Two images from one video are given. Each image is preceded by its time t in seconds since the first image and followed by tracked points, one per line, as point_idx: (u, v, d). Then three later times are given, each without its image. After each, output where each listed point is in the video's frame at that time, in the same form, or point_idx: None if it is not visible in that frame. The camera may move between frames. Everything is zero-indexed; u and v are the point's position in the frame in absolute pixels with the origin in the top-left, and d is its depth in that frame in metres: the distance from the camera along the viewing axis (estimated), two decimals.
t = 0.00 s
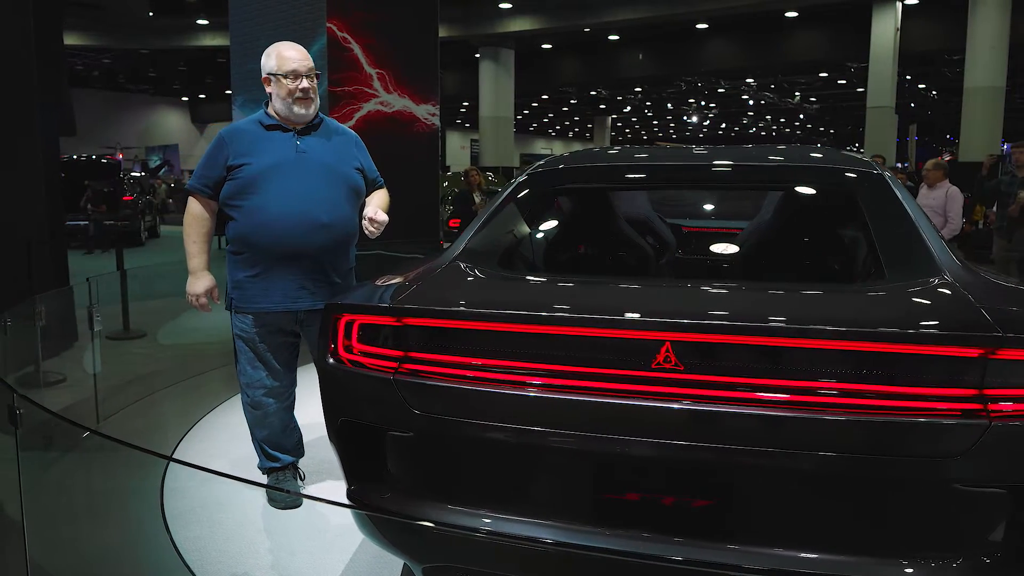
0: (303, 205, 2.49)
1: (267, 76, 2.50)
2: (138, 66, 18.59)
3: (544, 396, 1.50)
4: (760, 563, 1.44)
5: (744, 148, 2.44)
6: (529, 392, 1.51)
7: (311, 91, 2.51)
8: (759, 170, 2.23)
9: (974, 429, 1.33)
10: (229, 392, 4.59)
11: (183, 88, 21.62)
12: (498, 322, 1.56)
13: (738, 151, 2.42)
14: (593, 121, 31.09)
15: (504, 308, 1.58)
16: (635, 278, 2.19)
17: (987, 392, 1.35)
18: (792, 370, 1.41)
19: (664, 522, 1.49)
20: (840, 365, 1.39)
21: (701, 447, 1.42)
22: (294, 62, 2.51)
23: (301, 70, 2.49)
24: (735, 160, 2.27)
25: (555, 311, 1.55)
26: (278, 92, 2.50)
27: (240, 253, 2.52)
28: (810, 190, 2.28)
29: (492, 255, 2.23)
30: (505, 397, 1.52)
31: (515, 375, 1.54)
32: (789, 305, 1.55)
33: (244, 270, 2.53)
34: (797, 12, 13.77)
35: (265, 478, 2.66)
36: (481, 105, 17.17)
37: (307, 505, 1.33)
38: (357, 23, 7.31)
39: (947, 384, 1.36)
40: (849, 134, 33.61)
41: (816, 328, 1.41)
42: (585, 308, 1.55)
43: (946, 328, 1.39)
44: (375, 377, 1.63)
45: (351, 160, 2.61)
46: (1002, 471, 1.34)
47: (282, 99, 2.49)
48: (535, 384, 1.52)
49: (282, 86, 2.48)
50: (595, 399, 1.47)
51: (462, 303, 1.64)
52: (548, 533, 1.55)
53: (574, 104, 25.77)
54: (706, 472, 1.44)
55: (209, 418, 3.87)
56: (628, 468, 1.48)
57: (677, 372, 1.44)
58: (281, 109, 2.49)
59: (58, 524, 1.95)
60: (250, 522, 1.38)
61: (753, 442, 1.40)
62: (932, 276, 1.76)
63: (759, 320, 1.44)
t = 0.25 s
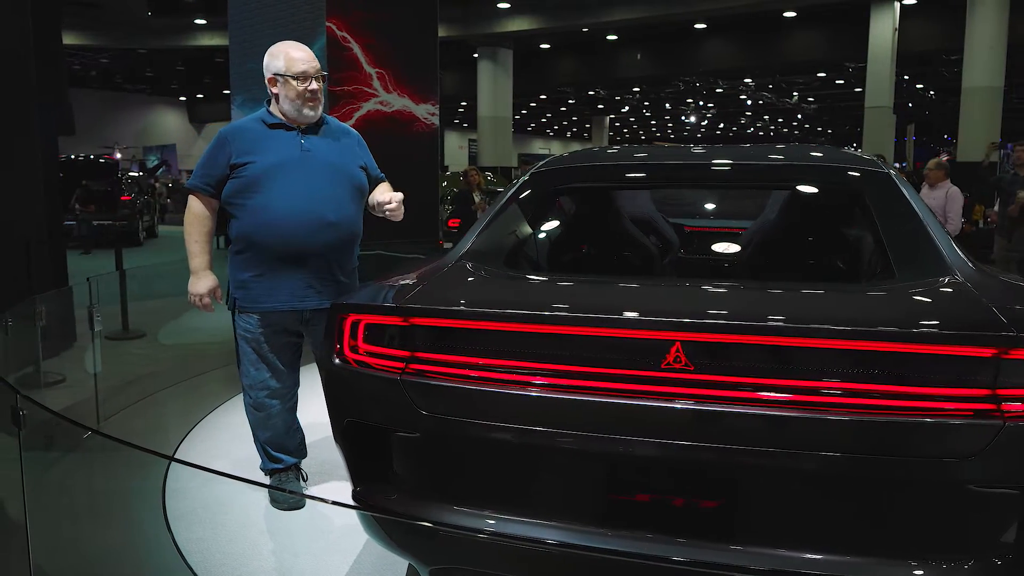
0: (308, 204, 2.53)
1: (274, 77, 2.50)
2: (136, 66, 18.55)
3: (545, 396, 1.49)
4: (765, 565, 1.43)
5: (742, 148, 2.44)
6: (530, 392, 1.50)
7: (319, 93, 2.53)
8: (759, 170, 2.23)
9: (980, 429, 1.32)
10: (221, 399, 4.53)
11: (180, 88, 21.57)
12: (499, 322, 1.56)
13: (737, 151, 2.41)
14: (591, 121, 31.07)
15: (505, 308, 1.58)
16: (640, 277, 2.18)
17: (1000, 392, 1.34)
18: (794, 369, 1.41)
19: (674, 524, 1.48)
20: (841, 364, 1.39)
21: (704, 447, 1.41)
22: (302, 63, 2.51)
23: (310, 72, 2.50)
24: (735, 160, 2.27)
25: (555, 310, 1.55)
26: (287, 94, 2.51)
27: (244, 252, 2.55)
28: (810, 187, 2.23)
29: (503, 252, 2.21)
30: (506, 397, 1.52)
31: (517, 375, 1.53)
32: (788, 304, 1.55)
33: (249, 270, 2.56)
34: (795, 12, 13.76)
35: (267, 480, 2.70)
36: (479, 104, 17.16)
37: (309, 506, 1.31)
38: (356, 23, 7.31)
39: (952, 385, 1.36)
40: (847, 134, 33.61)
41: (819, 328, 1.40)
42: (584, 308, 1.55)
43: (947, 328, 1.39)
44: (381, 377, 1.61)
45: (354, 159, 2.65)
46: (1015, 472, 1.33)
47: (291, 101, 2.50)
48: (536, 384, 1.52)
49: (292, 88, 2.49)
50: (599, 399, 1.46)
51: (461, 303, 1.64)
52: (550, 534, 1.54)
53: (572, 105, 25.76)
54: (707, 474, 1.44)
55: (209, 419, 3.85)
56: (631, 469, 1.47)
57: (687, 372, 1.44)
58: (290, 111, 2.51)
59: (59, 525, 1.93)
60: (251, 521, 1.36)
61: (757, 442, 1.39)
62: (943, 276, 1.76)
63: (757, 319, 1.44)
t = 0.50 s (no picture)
0: (313, 203, 2.56)
1: (268, 73, 2.58)
2: (134, 66, 18.52)
3: (552, 398, 1.49)
4: (771, 567, 1.42)
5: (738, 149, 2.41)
6: (533, 394, 1.50)
7: (308, 90, 2.57)
8: (760, 171, 2.20)
9: (986, 431, 1.32)
10: (218, 403, 4.53)
11: (178, 88, 21.53)
12: (499, 323, 1.55)
13: (735, 151, 2.39)
14: (590, 121, 31.06)
15: (506, 309, 1.58)
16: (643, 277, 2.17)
17: (1012, 394, 1.34)
18: (796, 370, 1.40)
19: (685, 527, 1.47)
20: (843, 364, 1.39)
21: (707, 449, 1.41)
22: (294, 60, 2.57)
23: (299, 69, 2.55)
24: (735, 160, 2.24)
25: (554, 311, 1.54)
26: (278, 90, 2.57)
27: (248, 251, 2.57)
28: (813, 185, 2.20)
29: (506, 254, 2.18)
30: (506, 398, 1.52)
31: (519, 376, 1.53)
32: (788, 305, 1.54)
33: (253, 269, 2.58)
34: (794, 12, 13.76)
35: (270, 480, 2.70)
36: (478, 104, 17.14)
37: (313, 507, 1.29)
38: (357, 23, 7.37)
39: (955, 386, 1.35)
40: (845, 134, 33.60)
41: (819, 329, 1.40)
42: (584, 308, 1.55)
43: (947, 329, 1.39)
44: (388, 379, 1.61)
45: (357, 158, 2.69)
46: None
47: (281, 97, 2.55)
48: (538, 385, 1.51)
49: (281, 83, 2.55)
50: (601, 401, 1.46)
51: (463, 303, 1.63)
52: (552, 536, 1.54)
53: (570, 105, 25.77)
54: (709, 478, 1.43)
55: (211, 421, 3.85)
56: (636, 471, 1.47)
57: (696, 373, 1.43)
58: (280, 107, 2.56)
59: (61, 526, 1.91)
60: (251, 522, 1.34)
61: (760, 443, 1.38)
62: (950, 277, 1.75)
63: (755, 320, 1.44)
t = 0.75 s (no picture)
0: (315, 204, 2.56)
1: (271, 73, 2.59)
2: (132, 66, 18.49)
3: (550, 398, 1.49)
4: (775, 568, 1.42)
5: (737, 149, 2.40)
6: (534, 394, 1.50)
7: (310, 88, 2.56)
8: (759, 171, 2.20)
9: (990, 432, 1.32)
10: (216, 405, 4.52)
11: (177, 88, 21.50)
12: (499, 323, 1.55)
13: (734, 151, 2.39)
14: (588, 121, 31.02)
15: (506, 309, 1.57)
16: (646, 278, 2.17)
17: (1018, 395, 1.34)
18: (798, 370, 1.40)
19: (692, 529, 1.47)
20: (844, 365, 1.39)
21: (709, 450, 1.41)
22: (296, 58, 2.57)
23: (301, 66, 2.54)
24: (735, 160, 2.24)
25: (550, 311, 1.54)
26: (281, 89, 2.57)
27: (250, 252, 2.58)
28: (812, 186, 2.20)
29: (509, 254, 2.17)
30: (508, 399, 1.52)
31: (519, 376, 1.53)
32: (788, 305, 1.54)
33: (255, 270, 2.59)
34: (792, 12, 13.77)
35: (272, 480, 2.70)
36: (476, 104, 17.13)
37: (316, 508, 1.28)
38: (357, 23, 7.41)
39: (955, 387, 1.36)
40: (843, 134, 33.59)
41: (820, 330, 1.40)
42: (582, 309, 1.54)
43: (946, 329, 1.39)
44: (394, 381, 1.61)
45: (361, 158, 2.68)
46: None
47: (284, 95, 2.56)
48: (539, 385, 1.51)
49: (283, 82, 2.55)
50: (602, 402, 1.46)
51: (463, 304, 1.64)
52: (553, 536, 1.54)
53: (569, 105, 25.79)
54: (713, 479, 1.43)
55: (213, 422, 3.85)
56: (639, 471, 1.47)
57: (703, 374, 1.43)
58: (284, 106, 2.57)
59: (63, 527, 1.90)
60: (255, 524, 1.32)
61: (762, 444, 1.38)
62: (954, 278, 1.75)
63: (753, 320, 1.44)
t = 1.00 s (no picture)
0: (317, 205, 2.57)
1: (276, 72, 2.58)
2: (130, 66, 18.47)
3: (554, 398, 1.49)
4: (778, 568, 1.43)
5: (738, 150, 2.40)
6: (537, 395, 1.51)
7: (316, 88, 2.57)
8: (760, 171, 2.20)
9: (993, 432, 1.33)
10: (215, 407, 4.51)
11: (175, 88, 21.47)
12: (501, 324, 1.56)
13: (735, 152, 2.39)
14: (586, 121, 30.99)
15: (508, 310, 1.58)
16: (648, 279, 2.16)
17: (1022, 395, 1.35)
18: (801, 371, 1.41)
19: (697, 529, 1.47)
20: (844, 365, 1.40)
21: (712, 451, 1.42)
22: (302, 58, 2.56)
23: (306, 67, 2.54)
24: (734, 160, 2.24)
25: (549, 312, 1.55)
26: (286, 89, 2.57)
27: (252, 253, 2.58)
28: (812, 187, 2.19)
29: (513, 256, 2.17)
30: (511, 398, 1.52)
31: (521, 376, 1.54)
32: (788, 305, 1.55)
33: (256, 271, 2.59)
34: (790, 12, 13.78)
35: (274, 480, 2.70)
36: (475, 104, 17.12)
37: (319, 510, 1.28)
38: (356, 23, 7.46)
39: (957, 388, 1.36)
40: (841, 134, 33.58)
41: (820, 330, 1.41)
42: (582, 310, 1.55)
43: (946, 329, 1.40)
44: (399, 382, 1.61)
45: (363, 159, 2.68)
46: None
47: (289, 95, 2.56)
48: (542, 385, 1.52)
49: (288, 81, 2.55)
50: (605, 402, 1.47)
51: (465, 305, 1.64)
52: (555, 536, 1.54)
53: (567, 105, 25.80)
54: (718, 479, 1.43)
55: (213, 424, 3.85)
56: (643, 472, 1.47)
57: (709, 375, 1.44)
58: (288, 106, 2.57)
59: (66, 527, 1.89)
60: (259, 524, 1.32)
61: (767, 444, 1.39)
62: (957, 279, 1.76)
63: (753, 320, 1.45)
